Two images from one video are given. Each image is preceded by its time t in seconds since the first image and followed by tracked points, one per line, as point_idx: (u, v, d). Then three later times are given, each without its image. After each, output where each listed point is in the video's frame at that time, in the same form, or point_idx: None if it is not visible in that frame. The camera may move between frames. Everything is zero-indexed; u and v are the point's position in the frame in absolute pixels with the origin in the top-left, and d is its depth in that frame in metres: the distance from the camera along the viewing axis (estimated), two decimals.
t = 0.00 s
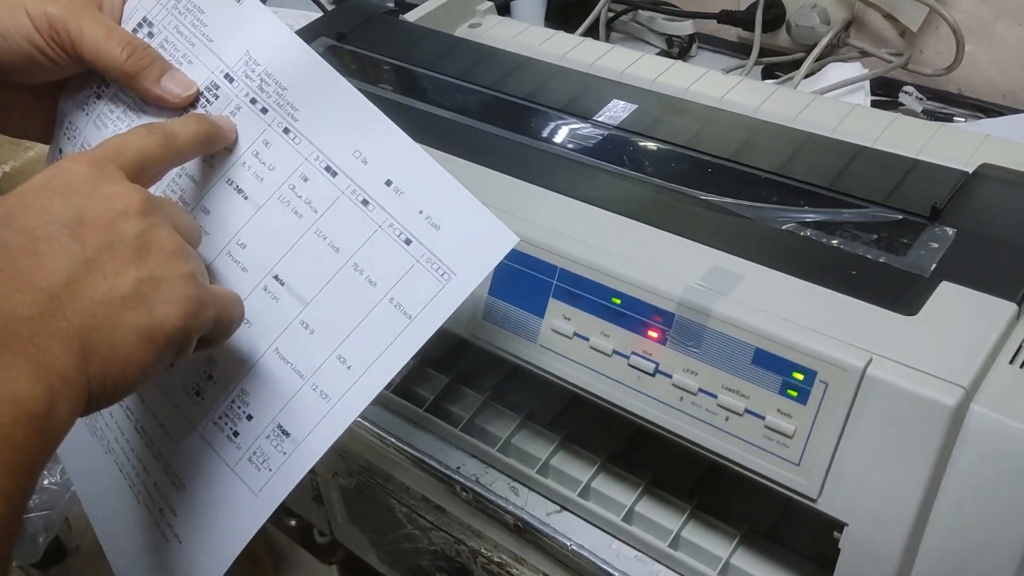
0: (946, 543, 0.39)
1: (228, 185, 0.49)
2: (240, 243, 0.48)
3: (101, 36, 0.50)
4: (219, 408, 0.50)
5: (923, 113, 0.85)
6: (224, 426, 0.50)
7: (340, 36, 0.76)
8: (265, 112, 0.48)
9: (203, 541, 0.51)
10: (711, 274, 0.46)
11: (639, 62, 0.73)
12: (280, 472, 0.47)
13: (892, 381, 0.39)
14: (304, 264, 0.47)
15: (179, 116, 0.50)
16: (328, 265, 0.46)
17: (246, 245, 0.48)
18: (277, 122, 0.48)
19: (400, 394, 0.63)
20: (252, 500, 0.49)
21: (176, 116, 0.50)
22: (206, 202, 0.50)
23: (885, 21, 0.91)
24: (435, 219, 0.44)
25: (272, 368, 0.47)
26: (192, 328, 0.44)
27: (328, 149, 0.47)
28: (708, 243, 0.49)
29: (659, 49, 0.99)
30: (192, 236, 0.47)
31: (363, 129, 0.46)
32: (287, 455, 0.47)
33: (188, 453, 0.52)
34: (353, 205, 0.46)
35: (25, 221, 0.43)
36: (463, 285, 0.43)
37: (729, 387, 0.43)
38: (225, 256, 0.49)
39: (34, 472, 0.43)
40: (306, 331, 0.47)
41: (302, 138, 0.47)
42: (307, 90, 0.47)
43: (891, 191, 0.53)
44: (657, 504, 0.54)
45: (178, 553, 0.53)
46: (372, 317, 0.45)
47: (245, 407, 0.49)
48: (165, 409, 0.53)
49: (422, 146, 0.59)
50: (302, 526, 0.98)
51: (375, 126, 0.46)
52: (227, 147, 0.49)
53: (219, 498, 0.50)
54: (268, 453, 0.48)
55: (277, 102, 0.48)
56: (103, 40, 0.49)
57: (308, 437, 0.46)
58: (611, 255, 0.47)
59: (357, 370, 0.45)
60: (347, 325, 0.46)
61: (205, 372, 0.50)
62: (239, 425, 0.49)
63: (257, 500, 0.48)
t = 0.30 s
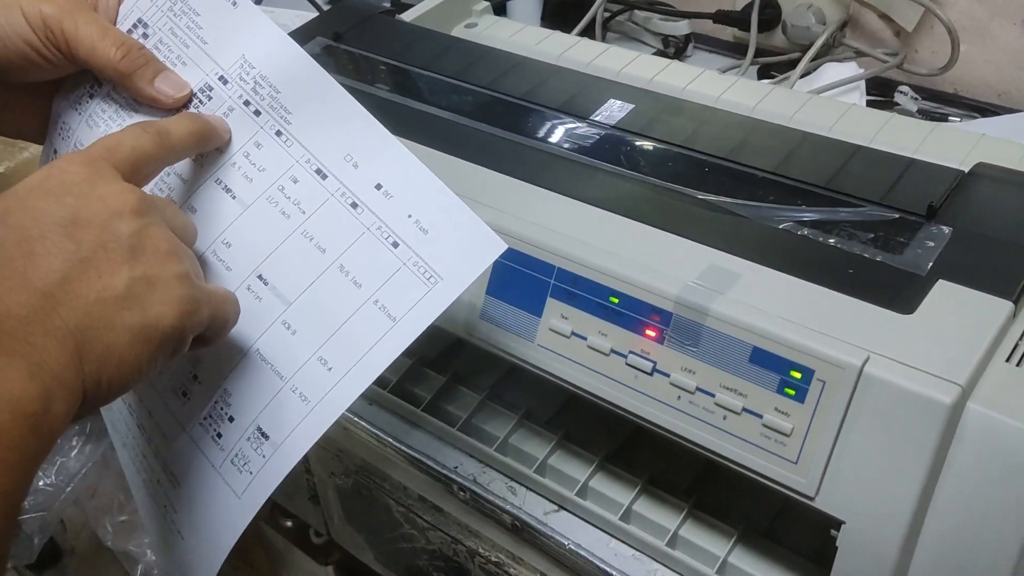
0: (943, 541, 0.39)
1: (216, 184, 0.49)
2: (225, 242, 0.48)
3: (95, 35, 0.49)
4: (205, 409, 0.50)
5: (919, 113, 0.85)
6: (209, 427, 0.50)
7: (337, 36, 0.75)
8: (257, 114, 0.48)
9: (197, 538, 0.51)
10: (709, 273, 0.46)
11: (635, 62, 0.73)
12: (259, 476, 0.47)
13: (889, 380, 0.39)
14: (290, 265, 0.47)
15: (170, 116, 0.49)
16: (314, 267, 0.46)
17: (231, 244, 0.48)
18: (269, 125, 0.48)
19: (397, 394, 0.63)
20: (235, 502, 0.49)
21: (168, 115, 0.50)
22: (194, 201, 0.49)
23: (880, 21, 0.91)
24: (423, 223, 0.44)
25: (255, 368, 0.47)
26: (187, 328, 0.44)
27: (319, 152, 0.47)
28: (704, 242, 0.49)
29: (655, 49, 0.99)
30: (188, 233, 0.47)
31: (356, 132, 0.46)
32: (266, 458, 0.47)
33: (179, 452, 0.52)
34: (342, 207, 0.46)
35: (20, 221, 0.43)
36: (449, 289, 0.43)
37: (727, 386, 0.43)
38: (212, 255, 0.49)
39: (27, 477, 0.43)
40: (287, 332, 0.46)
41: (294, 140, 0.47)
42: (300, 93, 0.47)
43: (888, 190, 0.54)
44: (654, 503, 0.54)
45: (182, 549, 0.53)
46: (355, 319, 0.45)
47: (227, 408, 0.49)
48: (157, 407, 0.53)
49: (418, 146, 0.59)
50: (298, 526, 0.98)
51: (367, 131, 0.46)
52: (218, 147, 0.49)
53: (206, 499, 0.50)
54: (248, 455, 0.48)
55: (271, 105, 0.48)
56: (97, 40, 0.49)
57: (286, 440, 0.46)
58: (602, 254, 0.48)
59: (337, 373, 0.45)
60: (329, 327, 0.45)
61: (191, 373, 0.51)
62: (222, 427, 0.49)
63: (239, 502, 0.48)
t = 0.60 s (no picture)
0: (940, 543, 0.39)
1: (202, 185, 0.49)
2: (208, 242, 0.48)
3: (85, 35, 0.49)
4: (193, 410, 0.50)
5: (915, 113, 0.85)
6: (199, 429, 0.49)
7: (332, 36, 0.75)
8: (246, 116, 0.48)
9: (205, 533, 0.51)
10: (705, 273, 0.46)
11: (632, 62, 0.73)
12: (247, 477, 0.47)
13: (886, 381, 0.39)
14: (273, 266, 0.46)
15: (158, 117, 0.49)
16: (297, 268, 0.46)
17: (214, 245, 0.48)
18: (258, 127, 0.47)
19: (392, 395, 0.62)
20: (227, 503, 0.48)
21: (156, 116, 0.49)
22: (179, 200, 0.49)
23: (876, 22, 0.91)
24: (409, 226, 0.44)
25: (238, 370, 0.47)
26: (175, 333, 0.44)
27: (306, 154, 0.46)
28: (697, 242, 0.49)
29: (651, 49, 0.99)
30: (177, 241, 0.47)
31: (344, 134, 0.46)
32: (251, 461, 0.46)
33: (174, 452, 0.52)
34: (328, 209, 0.46)
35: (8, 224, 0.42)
36: (433, 292, 0.43)
37: (723, 387, 0.43)
38: (195, 255, 0.48)
39: (16, 473, 0.44)
40: (268, 333, 0.46)
41: (282, 143, 0.47)
42: (290, 95, 0.47)
43: (884, 191, 0.53)
44: (650, 504, 0.54)
45: (194, 542, 0.53)
46: (336, 321, 0.44)
47: (214, 410, 0.48)
48: (153, 406, 0.53)
49: (412, 146, 0.59)
50: (292, 528, 0.98)
51: (356, 134, 0.46)
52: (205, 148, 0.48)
53: (202, 499, 0.50)
54: (234, 457, 0.47)
55: (259, 107, 0.48)
56: (87, 40, 0.49)
57: (269, 443, 0.46)
58: (591, 255, 0.47)
59: (317, 375, 0.44)
60: (311, 329, 0.45)
61: (179, 376, 0.50)
62: (210, 429, 0.49)
63: (230, 503, 0.48)
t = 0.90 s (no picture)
0: (938, 543, 0.39)
1: (193, 180, 0.48)
2: (199, 238, 0.48)
3: (75, 31, 0.49)
4: (182, 408, 0.50)
5: (912, 113, 0.85)
6: (187, 427, 0.49)
7: (329, 35, 0.75)
8: (237, 111, 0.48)
9: (183, 535, 0.51)
10: (703, 273, 0.46)
11: (629, 62, 0.73)
12: (234, 476, 0.47)
13: (883, 381, 0.39)
14: (265, 261, 0.46)
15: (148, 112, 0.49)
16: (288, 263, 0.46)
17: (206, 240, 0.48)
18: (248, 122, 0.47)
19: (388, 395, 0.62)
20: (212, 502, 0.48)
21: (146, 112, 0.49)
22: (171, 197, 0.49)
23: (873, 22, 0.91)
24: (401, 220, 0.44)
25: (229, 366, 0.47)
26: (167, 330, 0.44)
27: (297, 148, 0.46)
28: (692, 241, 0.49)
29: (648, 49, 0.99)
30: (170, 233, 0.47)
31: (336, 129, 0.46)
32: (240, 458, 0.46)
33: (160, 450, 0.51)
34: (319, 204, 0.46)
35: None
36: (426, 286, 0.43)
37: (719, 387, 0.43)
38: (186, 250, 0.48)
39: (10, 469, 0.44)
40: (260, 328, 0.46)
41: (272, 137, 0.47)
42: (281, 90, 0.47)
43: (881, 191, 0.54)
44: (647, 504, 0.54)
45: (171, 546, 0.52)
46: (328, 316, 0.44)
47: (203, 407, 0.48)
48: (140, 404, 0.53)
49: (409, 146, 0.58)
50: (291, 528, 0.97)
51: (347, 129, 0.46)
52: (196, 144, 0.48)
53: (185, 498, 0.50)
54: (223, 455, 0.47)
55: (250, 102, 0.47)
56: (77, 35, 0.49)
57: (259, 441, 0.46)
58: (583, 252, 0.48)
59: (310, 371, 0.44)
60: (302, 324, 0.45)
61: (168, 373, 0.50)
62: (199, 426, 0.48)
63: (216, 503, 0.48)
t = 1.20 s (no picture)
0: (945, 545, 0.39)
1: (206, 184, 0.49)
2: (214, 242, 0.48)
3: (91, 36, 0.49)
4: (193, 411, 0.50)
5: (915, 115, 0.85)
6: (198, 430, 0.49)
7: (333, 36, 0.75)
8: (251, 115, 0.48)
9: (192, 539, 0.51)
10: (711, 276, 0.46)
11: (633, 63, 0.73)
12: (246, 480, 0.47)
13: (891, 384, 0.39)
14: (279, 265, 0.46)
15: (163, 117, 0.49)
16: (303, 268, 0.46)
17: (220, 244, 0.48)
18: (262, 126, 0.47)
19: (394, 396, 0.62)
20: (223, 506, 0.48)
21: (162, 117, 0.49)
22: (185, 201, 0.49)
23: (877, 23, 0.91)
24: (415, 225, 0.44)
25: (242, 370, 0.47)
26: (180, 338, 0.44)
27: (310, 153, 0.46)
28: (699, 243, 0.49)
29: (651, 50, 0.99)
30: (183, 239, 0.47)
31: (349, 134, 0.46)
32: (253, 461, 0.47)
33: (170, 453, 0.52)
34: (333, 208, 0.46)
35: (13, 227, 0.42)
36: (439, 291, 0.43)
37: (726, 389, 0.43)
38: (201, 254, 0.48)
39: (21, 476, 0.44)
40: (274, 332, 0.46)
41: (286, 142, 0.47)
42: (293, 94, 0.47)
43: (887, 194, 0.54)
44: (653, 505, 0.54)
45: (177, 552, 0.52)
46: (342, 321, 0.45)
47: (215, 411, 0.48)
48: (150, 409, 0.53)
49: (415, 147, 0.59)
50: (292, 527, 0.97)
51: (361, 134, 0.46)
52: (210, 147, 0.48)
53: (196, 502, 0.50)
54: (235, 458, 0.47)
55: (263, 106, 0.48)
56: (93, 40, 0.49)
57: (271, 445, 0.46)
58: (594, 254, 0.48)
59: (324, 375, 0.44)
60: (317, 328, 0.45)
61: (179, 376, 0.50)
62: (210, 430, 0.49)
63: (228, 507, 0.48)
